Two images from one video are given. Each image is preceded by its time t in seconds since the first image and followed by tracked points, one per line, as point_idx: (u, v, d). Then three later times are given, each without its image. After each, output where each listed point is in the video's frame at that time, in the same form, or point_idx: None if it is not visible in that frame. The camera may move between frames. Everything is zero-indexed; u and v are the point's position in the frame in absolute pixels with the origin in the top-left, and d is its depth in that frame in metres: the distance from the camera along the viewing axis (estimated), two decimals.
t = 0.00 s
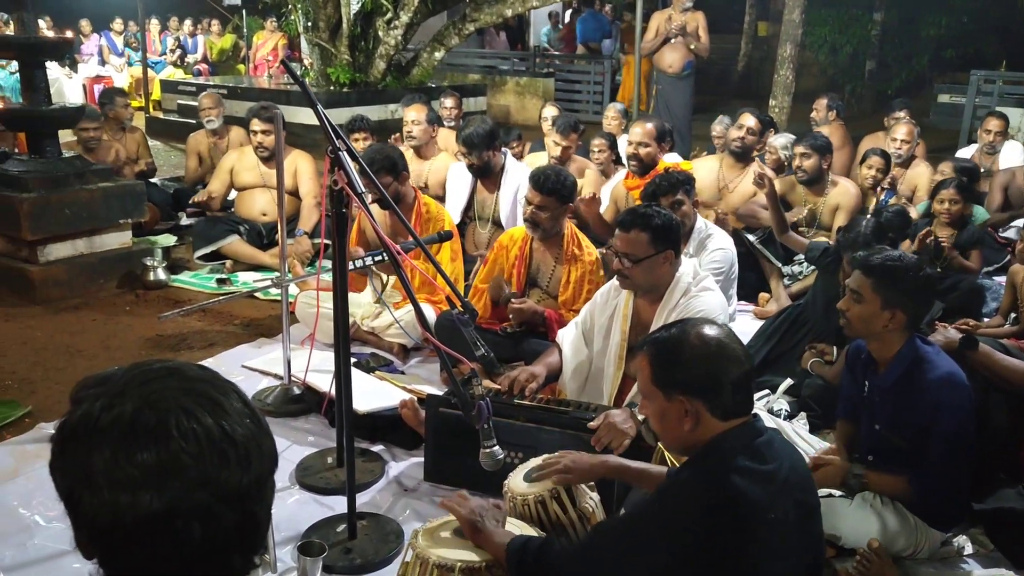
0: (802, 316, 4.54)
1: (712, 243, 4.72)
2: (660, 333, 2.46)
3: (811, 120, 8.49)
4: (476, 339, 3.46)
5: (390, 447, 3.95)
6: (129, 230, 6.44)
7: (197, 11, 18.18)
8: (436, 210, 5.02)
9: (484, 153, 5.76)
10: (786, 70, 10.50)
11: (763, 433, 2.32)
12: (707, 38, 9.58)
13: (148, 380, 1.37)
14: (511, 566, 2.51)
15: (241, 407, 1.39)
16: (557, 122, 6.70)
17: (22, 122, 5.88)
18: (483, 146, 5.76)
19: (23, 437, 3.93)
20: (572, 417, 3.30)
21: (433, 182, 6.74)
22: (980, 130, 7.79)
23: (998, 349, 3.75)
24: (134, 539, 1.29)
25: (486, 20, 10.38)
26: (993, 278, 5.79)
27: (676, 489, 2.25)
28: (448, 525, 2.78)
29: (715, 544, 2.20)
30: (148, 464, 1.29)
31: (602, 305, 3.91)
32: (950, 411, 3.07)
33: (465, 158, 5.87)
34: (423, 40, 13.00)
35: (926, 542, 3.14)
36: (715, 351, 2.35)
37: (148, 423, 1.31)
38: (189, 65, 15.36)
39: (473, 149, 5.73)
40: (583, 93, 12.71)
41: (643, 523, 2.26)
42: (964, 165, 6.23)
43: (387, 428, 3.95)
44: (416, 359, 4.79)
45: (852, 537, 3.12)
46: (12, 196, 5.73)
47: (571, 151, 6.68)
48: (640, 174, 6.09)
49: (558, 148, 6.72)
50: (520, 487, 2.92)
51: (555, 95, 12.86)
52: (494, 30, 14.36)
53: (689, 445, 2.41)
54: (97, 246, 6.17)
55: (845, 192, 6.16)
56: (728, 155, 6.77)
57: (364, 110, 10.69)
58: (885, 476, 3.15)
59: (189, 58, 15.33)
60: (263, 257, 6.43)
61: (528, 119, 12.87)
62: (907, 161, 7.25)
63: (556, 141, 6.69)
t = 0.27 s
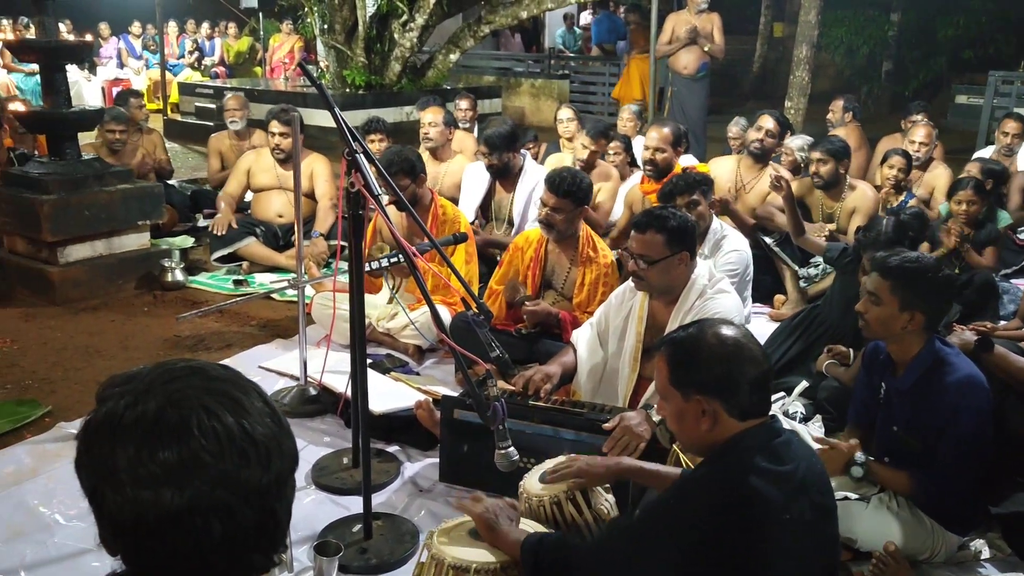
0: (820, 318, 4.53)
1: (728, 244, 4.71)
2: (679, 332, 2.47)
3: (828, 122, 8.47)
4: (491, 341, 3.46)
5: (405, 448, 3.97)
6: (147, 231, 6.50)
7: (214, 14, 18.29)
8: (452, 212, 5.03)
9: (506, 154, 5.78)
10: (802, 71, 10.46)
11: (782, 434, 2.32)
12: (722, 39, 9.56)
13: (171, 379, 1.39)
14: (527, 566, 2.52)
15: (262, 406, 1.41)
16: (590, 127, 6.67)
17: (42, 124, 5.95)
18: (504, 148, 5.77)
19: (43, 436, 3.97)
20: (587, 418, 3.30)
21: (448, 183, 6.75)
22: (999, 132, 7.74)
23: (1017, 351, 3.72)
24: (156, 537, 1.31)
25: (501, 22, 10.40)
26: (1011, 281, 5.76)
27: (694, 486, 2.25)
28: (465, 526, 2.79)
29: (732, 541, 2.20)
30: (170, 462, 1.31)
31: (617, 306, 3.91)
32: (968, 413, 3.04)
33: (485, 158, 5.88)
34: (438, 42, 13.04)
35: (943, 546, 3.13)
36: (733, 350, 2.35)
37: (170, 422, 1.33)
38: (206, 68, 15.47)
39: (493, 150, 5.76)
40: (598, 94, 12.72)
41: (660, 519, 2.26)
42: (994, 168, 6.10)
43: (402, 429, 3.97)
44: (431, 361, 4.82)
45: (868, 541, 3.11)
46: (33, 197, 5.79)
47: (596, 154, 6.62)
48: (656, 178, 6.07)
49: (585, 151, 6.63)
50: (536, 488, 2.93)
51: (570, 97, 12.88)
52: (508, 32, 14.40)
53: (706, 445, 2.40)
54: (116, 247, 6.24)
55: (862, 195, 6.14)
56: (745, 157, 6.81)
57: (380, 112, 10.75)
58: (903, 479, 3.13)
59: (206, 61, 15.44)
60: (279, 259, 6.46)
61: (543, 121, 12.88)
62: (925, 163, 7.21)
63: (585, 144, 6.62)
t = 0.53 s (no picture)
0: (836, 321, 4.51)
1: (741, 246, 4.70)
2: (696, 331, 2.47)
3: (842, 123, 8.45)
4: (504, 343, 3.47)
5: (418, 449, 3.98)
6: (163, 233, 6.55)
7: (228, 17, 18.40)
8: (464, 214, 5.04)
9: (523, 159, 5.79)
10: (816, 73, 10.43)
11: (796, 434, 2.31)
12: (736, 40, 9.54)
13: (190, 381, 1.40)
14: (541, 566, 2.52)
15: (280, 408, 1.43)
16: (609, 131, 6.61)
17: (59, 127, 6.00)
18: (522, 152, 5.78)
19: (60, 436, 4.00)
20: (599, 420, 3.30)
21: (461, 186, 6.76)
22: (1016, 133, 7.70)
23: None
24: (176, 537, 1.32)
25: (514, 24, 10.42)
26: None
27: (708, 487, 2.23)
28: (478, 528, 2.81)
29: (746, 543, 2.22)
30: (191, 462, 1.32)
31: (630, 308, 3.91)
32: (984, 416, 3.02)
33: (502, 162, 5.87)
34: (452, 44, 13.07)
35: (958, 551, 3.09)
36: (748, 349, 2.34)
37: (191, 423, 1.34)
38: (220, 70, 15.56)
39: (512, 155, 5.75)
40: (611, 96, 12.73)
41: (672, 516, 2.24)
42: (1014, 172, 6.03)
43: (415, 429, 3.98)
44: (444, 362, 4.83)
45: (881, 544, 3.05)
46: (50, 199, 5.84)
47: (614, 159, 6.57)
48: (669, 180, 6.09)
49: (604, 156, 6.60)
50: (549, 489, 2.93)
51: (583, 98, 12.89)
52: (521, 34, 14.42)
53: (722, 444, 2.41)
54: (131, 248, 6.29)
55: (879, 198, 6.11)
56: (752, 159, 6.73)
57: (394, 114, 10.79)
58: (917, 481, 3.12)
59: (220, 63, 15.53)
60: (294, 260, 6.47)
61: (556, 122, 12.90)
62: (941, 165, 7.18)
63: (604, 148, 6.59)
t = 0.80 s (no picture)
0: (861, 323, 4.48)
1: (767, 248, 4.68)
2: (691, 335, 2.46)
3: (866, 124, 8.39)
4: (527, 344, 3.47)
5: (442, 449, 4.00)
6: (189, 234, 6.62)
7: (254, 21, 18.57)
8: (486, 215, 5.06)
9: (548, 160, 5.78)
10: (841, 73, 10.37)
11: (801, 432, 2.29)
12: (759, 41, 9.50)
13: (224, 380, 1.43)
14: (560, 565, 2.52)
15: (311, 407, 1.45)
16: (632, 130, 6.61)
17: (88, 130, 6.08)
18: (547, 153, 5.77)
19: (89, 434, 4.06)
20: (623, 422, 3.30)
21: (483, 189, 6.82)
22: None
23: None
24: (210, 535, 1.35)
25: (537, 27, 10.43)
26: None
27: (714, 486, 2.23)
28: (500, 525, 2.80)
29: (751, 546, 2.20)
30: (226, 461, 1.34)
31: (654, 309, 3.91)
32: (1014, 419, 2.98)
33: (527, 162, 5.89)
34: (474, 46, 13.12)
35: (985, 556, 3.00)
36: (744, 347, 2.33)
37: (224, 423, 1.36)
38: (245, 74, 15.71)
39: (537, 156, 5.76)
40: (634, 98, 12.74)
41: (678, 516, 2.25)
42: None
43: (439, 430, 4.00)
44: (467, 363, 4.85)
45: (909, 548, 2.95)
46: (79, 201, 5.92)
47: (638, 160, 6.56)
48: (693, 182, 6.04)
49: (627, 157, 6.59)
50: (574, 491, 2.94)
51: (605, 100, 12.89)
52: (543, 36, 14.45)
53: (726, 445, 2.38)
54: (159, 249, 6.37)
55: (904, 198, 6.06)
56: (763, 159, 6.67)
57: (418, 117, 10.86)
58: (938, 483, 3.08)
59: (246, 66, 15.67)
60: (319, 261, 6.53)
61: (578, 124, 12.90)
62: (967, 165, 7.11)
63: (627, 150, 6.58)
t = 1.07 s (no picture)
0: (882, 327, 4.44)
1: (790, 251, 4.67)
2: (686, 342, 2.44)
3: (889, 125, 8.33)
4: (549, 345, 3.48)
5: (463, 450, 4.02)
6: (213, 235, 6.69)
7: (278, 24, 18.72)
8: (507, 216, 5.08)
9: (566, 163, 5.72)
10: (864, 74, 10.29)
11: (803, 430, 2.26)
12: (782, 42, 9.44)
13: (251, 380, 1.44)
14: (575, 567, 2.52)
15: (337, 407, 1.47)
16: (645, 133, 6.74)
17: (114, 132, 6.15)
18: (565, 157, 5.72)
19: (114, 433, 4.11)
20: (645, 424, 3.31)
21: (505, 190, 6.83)
22: None
23: None
24: (238, 534, 1.37)
25: (558, 29, 10.43)
26: None
27: (710, 483, 2.22)
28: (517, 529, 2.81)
29: (751, 546, 2.19)
30: (253, 461, 1.36)
31: (676, 312, 3.91)
32: None
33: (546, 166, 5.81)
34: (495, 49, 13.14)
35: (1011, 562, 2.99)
36: (736, 350, 2.31)
37: (252, 423, 1.38)
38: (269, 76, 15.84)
39: (556, 160, 5.70)
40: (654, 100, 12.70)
41: (676, 513, 2.25)
42: None
43: (460, 430, 4.02)
44: (488, 364, 4.86)
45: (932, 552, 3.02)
46: (105, 203, 6.00)
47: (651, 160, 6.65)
48: (715, 184, 6.00)
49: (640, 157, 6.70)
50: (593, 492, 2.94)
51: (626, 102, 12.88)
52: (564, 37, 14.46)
53: (726, 449, 2.35)
54: (184, 250, 6.44)
55: (926, 199, 6.01)
56: (782, 162, 6.67)
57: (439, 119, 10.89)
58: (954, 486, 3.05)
59: (269, 69, 15.80)
60: (341, 262, 6.56)
61: (599, 126, 12.90)
62: (992, 167, 7.04)
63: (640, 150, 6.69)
